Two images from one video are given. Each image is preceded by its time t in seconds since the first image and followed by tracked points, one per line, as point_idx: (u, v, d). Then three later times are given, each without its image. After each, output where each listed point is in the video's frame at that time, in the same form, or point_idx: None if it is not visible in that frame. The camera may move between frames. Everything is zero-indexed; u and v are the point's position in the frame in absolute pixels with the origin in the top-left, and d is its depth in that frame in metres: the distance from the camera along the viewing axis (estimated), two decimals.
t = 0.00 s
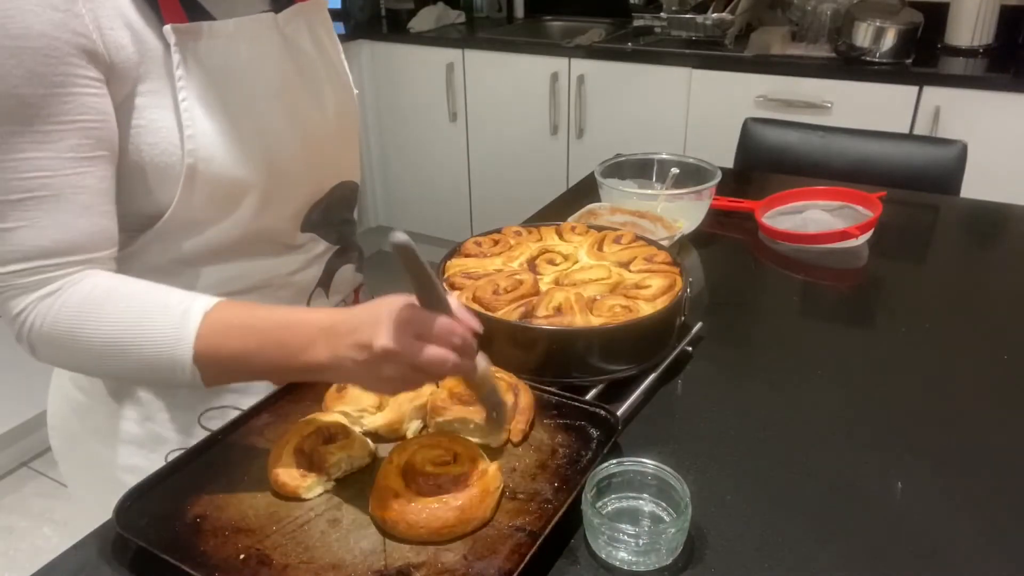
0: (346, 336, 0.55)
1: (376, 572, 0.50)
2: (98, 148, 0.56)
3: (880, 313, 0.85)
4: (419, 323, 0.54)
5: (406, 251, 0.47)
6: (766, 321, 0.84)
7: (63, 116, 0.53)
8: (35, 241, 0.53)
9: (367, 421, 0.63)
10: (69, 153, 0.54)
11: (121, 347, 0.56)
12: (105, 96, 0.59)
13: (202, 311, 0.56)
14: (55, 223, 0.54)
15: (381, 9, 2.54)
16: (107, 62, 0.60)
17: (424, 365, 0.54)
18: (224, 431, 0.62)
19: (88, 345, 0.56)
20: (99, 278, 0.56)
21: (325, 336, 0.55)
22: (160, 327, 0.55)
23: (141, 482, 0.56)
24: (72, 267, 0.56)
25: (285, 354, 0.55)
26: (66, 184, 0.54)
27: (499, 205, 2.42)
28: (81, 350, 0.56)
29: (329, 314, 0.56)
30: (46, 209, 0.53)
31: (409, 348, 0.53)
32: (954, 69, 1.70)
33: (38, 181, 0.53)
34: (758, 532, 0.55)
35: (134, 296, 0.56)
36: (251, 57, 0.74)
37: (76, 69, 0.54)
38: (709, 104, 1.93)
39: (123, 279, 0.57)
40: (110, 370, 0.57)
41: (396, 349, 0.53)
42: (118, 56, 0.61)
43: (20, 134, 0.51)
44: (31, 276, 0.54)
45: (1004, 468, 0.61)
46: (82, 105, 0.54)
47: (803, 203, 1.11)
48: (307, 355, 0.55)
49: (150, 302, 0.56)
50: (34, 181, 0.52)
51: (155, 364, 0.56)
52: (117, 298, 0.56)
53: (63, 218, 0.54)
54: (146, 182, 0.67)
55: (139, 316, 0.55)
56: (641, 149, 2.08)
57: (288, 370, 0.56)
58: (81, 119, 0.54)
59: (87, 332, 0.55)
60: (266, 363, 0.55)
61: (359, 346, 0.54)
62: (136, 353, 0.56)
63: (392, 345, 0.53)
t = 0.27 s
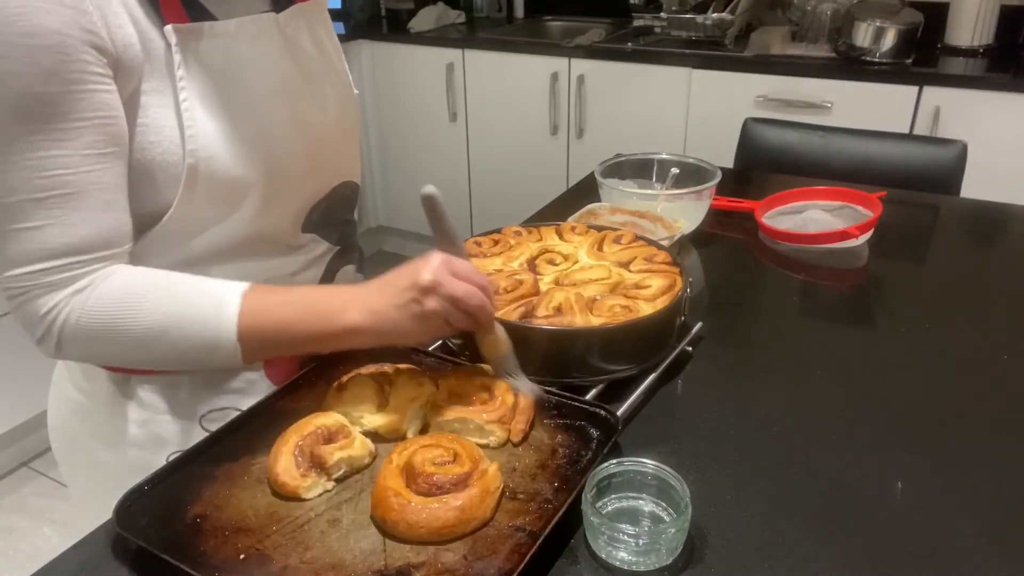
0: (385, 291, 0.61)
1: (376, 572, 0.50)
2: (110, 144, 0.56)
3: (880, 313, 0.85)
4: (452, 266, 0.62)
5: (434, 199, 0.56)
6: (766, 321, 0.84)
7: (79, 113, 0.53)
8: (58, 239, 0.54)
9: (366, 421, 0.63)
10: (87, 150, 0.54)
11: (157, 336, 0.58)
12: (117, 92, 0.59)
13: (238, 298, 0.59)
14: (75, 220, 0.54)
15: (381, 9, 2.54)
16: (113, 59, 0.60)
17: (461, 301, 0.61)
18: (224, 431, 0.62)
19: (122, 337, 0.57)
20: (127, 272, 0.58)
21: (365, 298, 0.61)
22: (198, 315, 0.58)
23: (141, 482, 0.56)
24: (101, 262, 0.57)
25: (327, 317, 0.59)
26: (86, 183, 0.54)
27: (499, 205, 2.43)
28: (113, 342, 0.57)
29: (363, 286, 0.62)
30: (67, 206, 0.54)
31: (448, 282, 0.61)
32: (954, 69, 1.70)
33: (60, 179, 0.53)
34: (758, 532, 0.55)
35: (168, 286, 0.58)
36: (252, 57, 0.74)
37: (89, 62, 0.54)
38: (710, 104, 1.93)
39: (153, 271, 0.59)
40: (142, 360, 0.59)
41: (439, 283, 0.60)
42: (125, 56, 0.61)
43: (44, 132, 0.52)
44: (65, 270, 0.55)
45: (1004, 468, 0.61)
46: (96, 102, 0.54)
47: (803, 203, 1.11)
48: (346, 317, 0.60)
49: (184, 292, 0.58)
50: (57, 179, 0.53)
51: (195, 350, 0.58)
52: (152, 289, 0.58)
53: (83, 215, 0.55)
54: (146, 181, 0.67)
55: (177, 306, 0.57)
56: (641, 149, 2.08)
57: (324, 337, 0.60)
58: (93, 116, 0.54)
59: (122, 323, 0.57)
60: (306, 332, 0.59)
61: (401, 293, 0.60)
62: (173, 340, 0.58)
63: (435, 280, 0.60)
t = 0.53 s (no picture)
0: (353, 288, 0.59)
1: (376, 572, 0.50)
2: (91, 143, 0.56)
3: (880, 313, 0.85)
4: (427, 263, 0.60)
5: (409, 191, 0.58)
6: (765, 320, 0.84)
7: (50, 111, 0.53)
8: (32, 233, 0.53)
9: (366, 421, 0.63)
10: (62, 146, 0.54)
11: (124, 331, 0.57)
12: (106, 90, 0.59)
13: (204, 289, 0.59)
14: (49, 214, 0.54)
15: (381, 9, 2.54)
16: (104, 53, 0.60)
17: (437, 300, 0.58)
18: (224, 431, 0.62)
19: (92, 332, 0.57)
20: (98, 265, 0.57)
21: (333, 293, 0.59)
22: (165, 311, 0.57)
23: (141, 482, 0.56)
24: (70, 258, 0.56)
25: (294, 315, 0.58)
26: (64, 178, 0.54)
27: (499, 205, 2.42)
28: (83, 337, 0.57)
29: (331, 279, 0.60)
30: (42, 200, 0.53)
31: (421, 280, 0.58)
32: (954, 69, 1.70)
33: (35, 173, 0.52)
34: (758, 532, 0.55)
35: (135, 280, 0.58)
36: (249, 55, 0.74)
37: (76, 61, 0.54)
38: (709, 104, 1.93)
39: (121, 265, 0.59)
40: (114, 355, 0.59)
41: (413, 284, 0.57)
42: (115, 51, 0.61)
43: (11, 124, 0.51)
44: (30, 266, 0.54)
45: (1003, 468, 0.61)
46: (81, 99, 0.55)
47: (803, 203, 1.11)
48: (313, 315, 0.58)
49: (152, 286, 0.58)
50: (32, 172, 0.52)
51: (162, 346, 0.58)
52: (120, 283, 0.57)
53: (57, 209, 0.54)
54: (142, 177, 0.67)
55: (144, 301, 0.57)
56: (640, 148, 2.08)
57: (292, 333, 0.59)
58: (78, 114, 0.54)
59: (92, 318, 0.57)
60: (272, 329, 0.58)
61: (371, 291, 0.58)
62: (140, 336, 0.58)
63: (408, 279, 0.57)
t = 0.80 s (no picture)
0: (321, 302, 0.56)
1: (376, 572, 0.50)
2: (74, 141, 0.56)
3: (880, 313, 0.85)
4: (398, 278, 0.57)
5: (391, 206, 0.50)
6: (766, 321, 0.84)
7: (27, 107, 0.52)
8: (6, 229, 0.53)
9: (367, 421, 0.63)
10: (42, 143, 0.53)
11: (86, 333, 0.56)
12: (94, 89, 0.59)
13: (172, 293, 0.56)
14: (26, 211, 0.54)
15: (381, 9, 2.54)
16: (93, 55, 0.61)
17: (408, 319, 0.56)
18: (224, 432, 0.62)
19: (55, 333, 0.55)
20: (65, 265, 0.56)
21: (301, 304, 0.56)
22: (126, 313, 0.55)
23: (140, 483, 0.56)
24: (38, 256, 0.55)
25: (258, 325, 0.55)
26: (41, 175, 0.54)
27: (499, 205, 2.42)
28: (47, 338, 0.56)
29: (300, 286, 0.57)
30: (19, 198, 0.53)
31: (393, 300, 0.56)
32: (954, 69, 1.70)
33: (10, 170, 0.52)
34: (758, 531, 0.55)
35: (99, 280, 0.56)
36: (247, 54, 0.74)
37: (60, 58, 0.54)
38: (709, 104, 1.93)
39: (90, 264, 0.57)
40: (82, 358, 0.57)
41: (385, 302, 0.55)
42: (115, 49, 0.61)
43: None
44: None
45: (1003, 469, 0.61)
46: (64, 96, 0.55)
47: (803, 203, 1.11)
48: (279, 324, 0.55)
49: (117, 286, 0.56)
50: (8, 168, 0.52)
51: (121, 350, 0.56)
52: (85, 282, 0.55)
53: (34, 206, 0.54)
54: (139, 175, 0.67)
55: (106, 301, 0.55)
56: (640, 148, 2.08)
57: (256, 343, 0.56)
58: (60, 112, 0.54)
59: (55, 318, 0.55)
60: (236, 337, 0.55)
61: (342, 307, 0.56)
62: (104, 338, 0.56)
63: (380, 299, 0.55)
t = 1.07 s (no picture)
0: (302, 329, 0.54)
1: (376, 572, 0.50)
2: (69, 142, 0.56)
3: (880, 313, 0.85)
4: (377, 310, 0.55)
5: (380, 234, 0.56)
6: (766, 321, 0.84)
7: (17, 111, 0.53)
8: None
9: (367, 421, 0.63)
10: (34, 145, 0.54)
11: (74, 339, 0.55)
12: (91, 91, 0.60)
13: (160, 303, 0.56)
14: (16, 213, 0.54)
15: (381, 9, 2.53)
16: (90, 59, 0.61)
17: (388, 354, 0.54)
18: (223, 432, 0.62)
19: (45, 340, 0.55)
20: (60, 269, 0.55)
21: (285, 331, 0.54)
22: (112, 322, 0.54)
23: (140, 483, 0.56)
24: (34, 259, 0.55)
25: (238, 347, 0.54)
26: (33, 177, 0.54)
27: (499, 205, 2.42)
28: (37, 344, 0.55)
29: (284, 311, 0.56)
30: (10, 199, 0.53)
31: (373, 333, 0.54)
32: (954, 69, 1.70)
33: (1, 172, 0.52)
34: (758, 531, 0.55)
35: (91, 285, 0.55)
36: (248, 55, 0.74)
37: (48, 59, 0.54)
38: (710, 104, 1.93)
39: (83, 270, 0.57)
40: (69, 365, 0.56)
41: (363, 339, 0.53)
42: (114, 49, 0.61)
43: None
44: None
45: (1003, 468, 0.61)
46: (56, 99, 0.55)
47: (803, 203, 1.11)
48: (262, 349, 0.54)
49: (107, 291, 0.55)
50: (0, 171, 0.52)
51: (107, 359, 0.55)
52: (75, 289, 0.55)
53: (25, 208, 0.54)
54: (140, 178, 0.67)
55: (94, 309, 0.55)
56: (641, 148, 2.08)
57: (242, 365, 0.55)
58: (51, 114, 0.55)
59: (44, 324, 0.55)
60: (219, 356, 0.54)
61: (321, 337, 0.54)
62: (89, 344, 0.55)
63: (357, 333, 0.53)
